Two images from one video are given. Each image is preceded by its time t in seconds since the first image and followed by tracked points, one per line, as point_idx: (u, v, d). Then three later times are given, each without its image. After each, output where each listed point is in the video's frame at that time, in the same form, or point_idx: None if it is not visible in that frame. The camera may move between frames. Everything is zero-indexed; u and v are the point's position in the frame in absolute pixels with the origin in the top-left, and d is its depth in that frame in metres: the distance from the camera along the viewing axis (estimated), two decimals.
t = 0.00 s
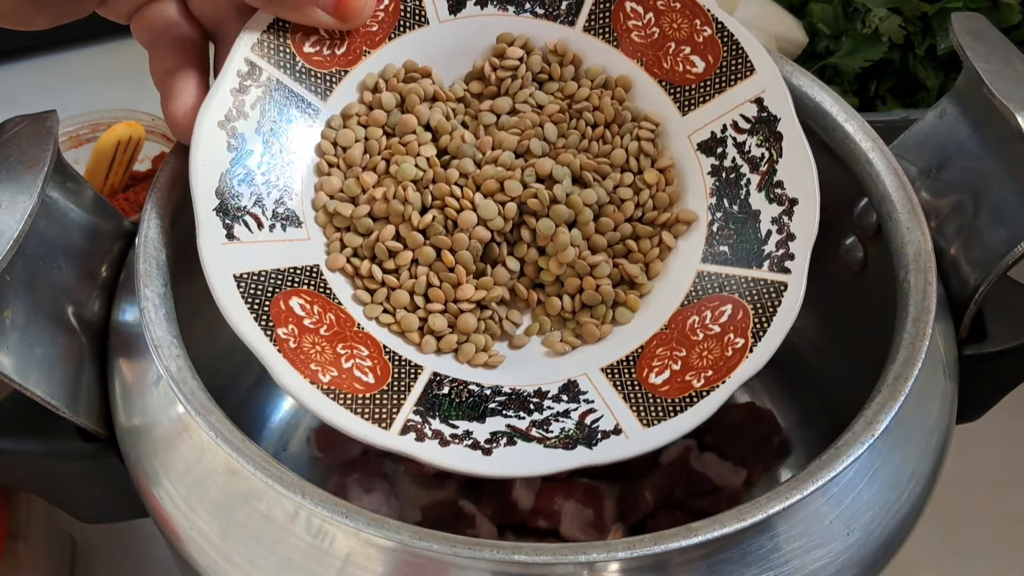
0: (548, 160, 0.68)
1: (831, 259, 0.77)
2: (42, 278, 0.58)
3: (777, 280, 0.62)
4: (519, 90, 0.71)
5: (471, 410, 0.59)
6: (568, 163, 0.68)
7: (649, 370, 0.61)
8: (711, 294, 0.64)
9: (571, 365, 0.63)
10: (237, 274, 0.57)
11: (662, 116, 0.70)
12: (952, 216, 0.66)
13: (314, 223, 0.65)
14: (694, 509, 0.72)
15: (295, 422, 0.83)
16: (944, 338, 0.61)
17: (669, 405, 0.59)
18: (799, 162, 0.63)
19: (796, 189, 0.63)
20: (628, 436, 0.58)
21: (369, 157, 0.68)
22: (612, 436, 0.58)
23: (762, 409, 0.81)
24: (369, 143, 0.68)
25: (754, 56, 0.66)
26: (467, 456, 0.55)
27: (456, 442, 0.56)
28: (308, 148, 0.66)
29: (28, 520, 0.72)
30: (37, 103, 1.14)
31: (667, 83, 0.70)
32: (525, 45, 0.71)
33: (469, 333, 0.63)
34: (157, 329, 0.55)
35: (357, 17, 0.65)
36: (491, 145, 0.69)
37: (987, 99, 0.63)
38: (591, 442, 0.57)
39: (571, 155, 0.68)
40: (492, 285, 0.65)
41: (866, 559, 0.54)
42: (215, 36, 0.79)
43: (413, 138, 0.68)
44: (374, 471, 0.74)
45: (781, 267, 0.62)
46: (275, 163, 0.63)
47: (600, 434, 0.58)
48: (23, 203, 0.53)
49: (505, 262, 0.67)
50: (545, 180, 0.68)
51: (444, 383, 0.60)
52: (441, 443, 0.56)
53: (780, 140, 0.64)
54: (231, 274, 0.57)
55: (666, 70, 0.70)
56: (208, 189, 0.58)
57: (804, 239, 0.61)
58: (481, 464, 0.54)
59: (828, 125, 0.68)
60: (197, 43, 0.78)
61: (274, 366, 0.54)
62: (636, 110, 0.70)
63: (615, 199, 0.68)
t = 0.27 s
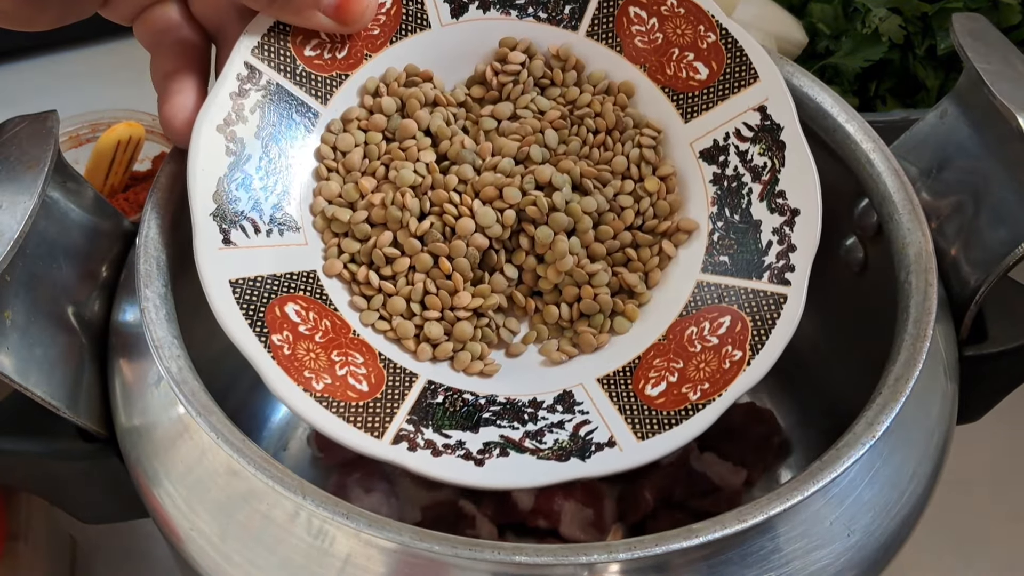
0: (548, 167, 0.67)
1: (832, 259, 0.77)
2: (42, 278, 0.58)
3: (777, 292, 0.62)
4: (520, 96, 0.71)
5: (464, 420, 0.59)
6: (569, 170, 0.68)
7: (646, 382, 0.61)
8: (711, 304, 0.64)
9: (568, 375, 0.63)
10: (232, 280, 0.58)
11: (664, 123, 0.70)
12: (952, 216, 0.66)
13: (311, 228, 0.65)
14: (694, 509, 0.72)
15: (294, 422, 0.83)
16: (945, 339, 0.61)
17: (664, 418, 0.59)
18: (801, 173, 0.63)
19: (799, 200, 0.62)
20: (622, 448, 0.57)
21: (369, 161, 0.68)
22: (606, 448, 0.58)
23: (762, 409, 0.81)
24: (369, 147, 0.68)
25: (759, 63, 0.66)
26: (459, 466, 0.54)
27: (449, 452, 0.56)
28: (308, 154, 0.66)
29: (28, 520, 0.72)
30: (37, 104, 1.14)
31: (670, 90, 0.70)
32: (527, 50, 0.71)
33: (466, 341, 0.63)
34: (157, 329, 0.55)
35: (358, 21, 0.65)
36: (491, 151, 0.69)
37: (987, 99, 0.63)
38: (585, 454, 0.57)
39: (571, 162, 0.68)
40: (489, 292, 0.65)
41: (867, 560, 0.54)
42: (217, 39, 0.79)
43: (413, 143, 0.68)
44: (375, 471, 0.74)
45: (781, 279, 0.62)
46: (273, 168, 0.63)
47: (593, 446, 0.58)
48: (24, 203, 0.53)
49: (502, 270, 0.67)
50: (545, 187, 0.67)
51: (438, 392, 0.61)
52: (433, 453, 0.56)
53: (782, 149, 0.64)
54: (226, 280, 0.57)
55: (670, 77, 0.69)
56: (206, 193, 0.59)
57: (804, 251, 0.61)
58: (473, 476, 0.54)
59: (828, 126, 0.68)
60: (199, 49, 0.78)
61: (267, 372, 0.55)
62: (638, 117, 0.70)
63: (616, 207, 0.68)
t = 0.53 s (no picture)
0: (542, 185, 0.67)
1: (833, 260, 0.77)
2: (42, 279, 0.58)
3: (773, 320, 0.61)
4: (519, 109, 0.71)
5: (443, 441, 0.59)
6: (565, 188, 0.68)
7: (632, 409, 0.60)
8: (703, 330, 0.63)
9: (556, 398, 0.63)
10: (214, 290, 0.57)
11: (665, 142, 0.70)
12: (953, 218, 0.66)
13: (299, 240, 0.65)
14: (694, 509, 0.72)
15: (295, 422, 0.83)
16: (946, 341, 0.61)
17: (648, 447, 0.58)
18: (806, 202, 0.62)
19: (801, 225, 0.63)
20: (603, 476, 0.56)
21: (361, 173, 0.68)
22: (587, 476, 0.56)
23: (762, 409, 0.81)
24: (363, 158, 0.68)
25: (765, 82, 0.65)
26: (434, 490, 0.53)
27: (426, 474, 0.55)
28: (298, 163, 0.66)
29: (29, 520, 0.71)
30: (36, 103, 1.14)
31: (673, 107, 0.69)
32: (529, 63, 0.71)
33: (453, 360, 0.63)
34: (157, 330, 0.55)
35: (357, 29, 0.65)
36: (486, 166, 0.69)
37: (987, 101, 0.63)
38: (564, 481, 0.56)
39: (568, 181, 0.68)
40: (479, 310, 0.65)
41: (867, 562, 0.54)
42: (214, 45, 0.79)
43: (407, 156, 0.68)
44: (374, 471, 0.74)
45: (777, 307, 0.62)
46: (265, 177, 0.64)
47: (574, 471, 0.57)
48: (24, 204, 0.53)
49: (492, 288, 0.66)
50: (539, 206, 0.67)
51: (419, 411, 0.60)
52: (409, 474, 0.55)
53: (785, 172, 0.64)
54: (209, 291, 0.57)
55: (673, 94, 0.69)
56: (194, 202, 0.59)
57: (803, 278, 0.61)
58: (450, 501, 0.53)
59: (828, 127, 0.68)
60: (199, 60, 0.78)
61: (238, 378, 0.54)
62: (638, 135, 0.70)
63: (611, 227, 0.68)
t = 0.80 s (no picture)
0: (528, 174, 0.68)
1: (832, 259, 0.76)
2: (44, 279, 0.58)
3: (759, 310, 0.62)
4: (507, 99, 0.71)
5: (425, 430, 0.59)
6: (551, 178, 0.68)
7: (617, 399, 0.61)
8: (690, 320, 0.64)
9: (537, 388, 0.63)
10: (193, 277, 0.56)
11: (654, 132, 0.70)
12: (953, 218, 0.66)
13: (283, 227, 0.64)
14: (694, 509, 0.72)
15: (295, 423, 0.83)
16: (946, 342, 0.61)
17: (631, 436, 0.59)
18: (792, 189, 0.63)
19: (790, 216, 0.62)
20: (585, 466, 0.58)
21: (347, 162, 0.68)
22: (568, 465, 0.58)
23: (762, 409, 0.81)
24: (348, 148, 0.67)
25: (754, 73, 0.65)
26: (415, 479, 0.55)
27: (405, 462, 0.56)
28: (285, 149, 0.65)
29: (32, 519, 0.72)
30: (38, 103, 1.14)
31: (663, 97, 0.69)
32: (517, 53, 0.71)
33: (437, 349, 0.63)
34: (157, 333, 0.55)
35: (344, 18, 0.64)
36: (472, 154, 0.69)
37: (987, 101, 0.63)
38: (546, 470, 0.58)
39: (554, 170, 0.68)
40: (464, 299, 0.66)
41: (867, 563, 0.54)
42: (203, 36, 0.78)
43: (392, 145, 0.68)
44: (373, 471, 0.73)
45: (764, 297, 0.62)
46: (251, 165, 0.62)
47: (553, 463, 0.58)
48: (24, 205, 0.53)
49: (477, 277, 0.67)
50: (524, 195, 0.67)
51: (401, 400, 0.61)
52: (388, 462, 0.56)
53: (774, 162, 0.64)
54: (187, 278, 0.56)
55: (662, 84, 0.69)
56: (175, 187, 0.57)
57: (790, 269, 0.61)
58: (425, 487, 0.54)
59: (829, 127, 0.68)
60: (185, 50, 0.77)
61: (223, 377, 0.54)
62: (627, 125, 0.70)
63: (598, 216, 0.69)
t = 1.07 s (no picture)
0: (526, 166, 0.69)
1: (832, 258, 0.76)
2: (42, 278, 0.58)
3: (763, 303, 0.61)
4: (507, 92, 0.72)
5: (417, 421, 0.60)
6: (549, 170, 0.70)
7: (615, 392, 0.61)
8: (690, 313, 0.63)
9: (533, 382, 0.63)
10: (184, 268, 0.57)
11: (656, 127, 0.69)
12: (953, 218, 0.66)
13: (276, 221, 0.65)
14: (695, 509, 0.72)
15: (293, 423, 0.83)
16: (946, 342, 0.61)
17: (630, 429, 0.58)
18: (797, 183, 0.62)
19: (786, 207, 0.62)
20: (581, 458, 0.57)
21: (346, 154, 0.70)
22: (564, 457, 0.57)
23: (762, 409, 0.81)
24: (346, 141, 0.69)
25: (756, 66, 0.65)
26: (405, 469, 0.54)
27: (396, 452, 0.56)
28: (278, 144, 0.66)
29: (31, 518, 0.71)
30: (37, 103, 1.14)
31: (664, 91, 0.69)
32: (518, 46, 0.71)
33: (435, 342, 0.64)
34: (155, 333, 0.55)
35: (340, 9, 0.63)
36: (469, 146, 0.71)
37: (988, 101, 0.63)
38: (540, 462, 0.57)
39: (552, 163, 0.70)
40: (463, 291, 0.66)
41: (868, 563, 0.54)
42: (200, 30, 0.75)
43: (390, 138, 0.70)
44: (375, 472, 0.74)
45: (767, 289, 0.61)
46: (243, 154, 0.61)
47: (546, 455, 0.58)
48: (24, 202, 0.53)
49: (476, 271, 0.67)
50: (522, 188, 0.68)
51: (393, 391, 0.62)
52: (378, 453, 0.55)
53: (778, 154, 0.64)
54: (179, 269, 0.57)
55: (663, 77, 0.69)
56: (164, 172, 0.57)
57: (793, 263, 0.61)
58: (415, 478, 0.54)
59: (829, 127, 0.67)
60: (183, 41, 0.74)
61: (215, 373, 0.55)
62: (628, 119, 0.70)
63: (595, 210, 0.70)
